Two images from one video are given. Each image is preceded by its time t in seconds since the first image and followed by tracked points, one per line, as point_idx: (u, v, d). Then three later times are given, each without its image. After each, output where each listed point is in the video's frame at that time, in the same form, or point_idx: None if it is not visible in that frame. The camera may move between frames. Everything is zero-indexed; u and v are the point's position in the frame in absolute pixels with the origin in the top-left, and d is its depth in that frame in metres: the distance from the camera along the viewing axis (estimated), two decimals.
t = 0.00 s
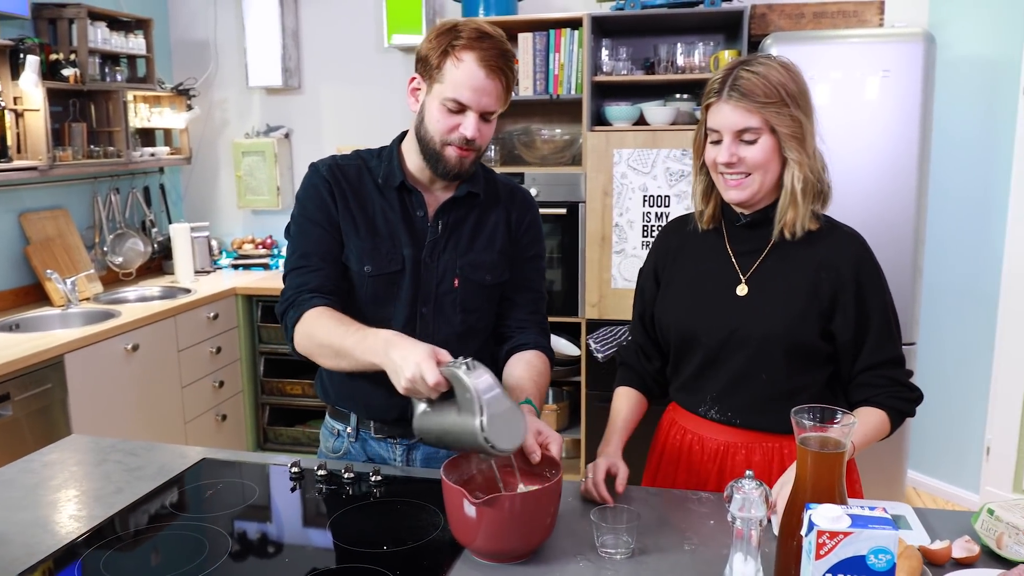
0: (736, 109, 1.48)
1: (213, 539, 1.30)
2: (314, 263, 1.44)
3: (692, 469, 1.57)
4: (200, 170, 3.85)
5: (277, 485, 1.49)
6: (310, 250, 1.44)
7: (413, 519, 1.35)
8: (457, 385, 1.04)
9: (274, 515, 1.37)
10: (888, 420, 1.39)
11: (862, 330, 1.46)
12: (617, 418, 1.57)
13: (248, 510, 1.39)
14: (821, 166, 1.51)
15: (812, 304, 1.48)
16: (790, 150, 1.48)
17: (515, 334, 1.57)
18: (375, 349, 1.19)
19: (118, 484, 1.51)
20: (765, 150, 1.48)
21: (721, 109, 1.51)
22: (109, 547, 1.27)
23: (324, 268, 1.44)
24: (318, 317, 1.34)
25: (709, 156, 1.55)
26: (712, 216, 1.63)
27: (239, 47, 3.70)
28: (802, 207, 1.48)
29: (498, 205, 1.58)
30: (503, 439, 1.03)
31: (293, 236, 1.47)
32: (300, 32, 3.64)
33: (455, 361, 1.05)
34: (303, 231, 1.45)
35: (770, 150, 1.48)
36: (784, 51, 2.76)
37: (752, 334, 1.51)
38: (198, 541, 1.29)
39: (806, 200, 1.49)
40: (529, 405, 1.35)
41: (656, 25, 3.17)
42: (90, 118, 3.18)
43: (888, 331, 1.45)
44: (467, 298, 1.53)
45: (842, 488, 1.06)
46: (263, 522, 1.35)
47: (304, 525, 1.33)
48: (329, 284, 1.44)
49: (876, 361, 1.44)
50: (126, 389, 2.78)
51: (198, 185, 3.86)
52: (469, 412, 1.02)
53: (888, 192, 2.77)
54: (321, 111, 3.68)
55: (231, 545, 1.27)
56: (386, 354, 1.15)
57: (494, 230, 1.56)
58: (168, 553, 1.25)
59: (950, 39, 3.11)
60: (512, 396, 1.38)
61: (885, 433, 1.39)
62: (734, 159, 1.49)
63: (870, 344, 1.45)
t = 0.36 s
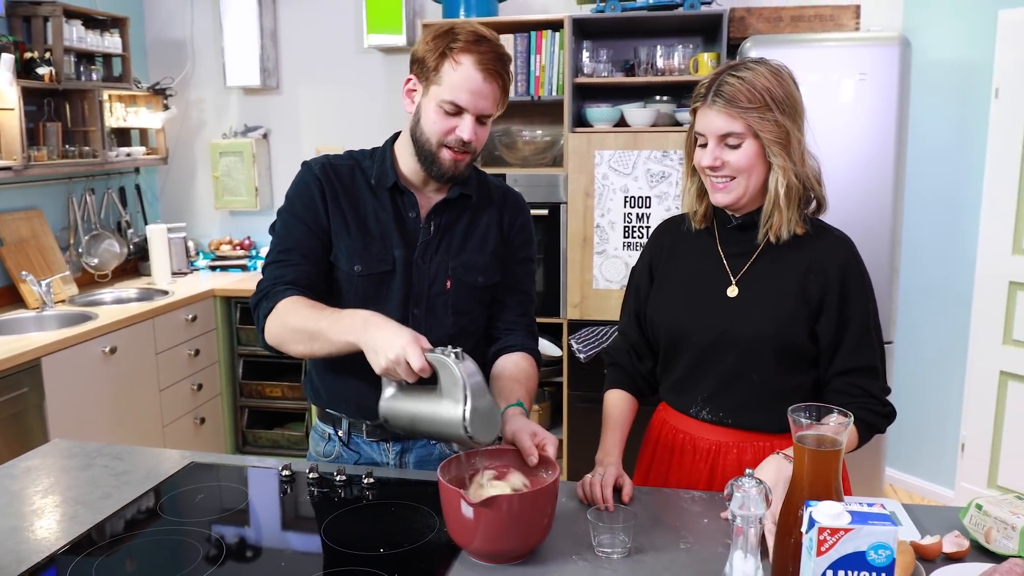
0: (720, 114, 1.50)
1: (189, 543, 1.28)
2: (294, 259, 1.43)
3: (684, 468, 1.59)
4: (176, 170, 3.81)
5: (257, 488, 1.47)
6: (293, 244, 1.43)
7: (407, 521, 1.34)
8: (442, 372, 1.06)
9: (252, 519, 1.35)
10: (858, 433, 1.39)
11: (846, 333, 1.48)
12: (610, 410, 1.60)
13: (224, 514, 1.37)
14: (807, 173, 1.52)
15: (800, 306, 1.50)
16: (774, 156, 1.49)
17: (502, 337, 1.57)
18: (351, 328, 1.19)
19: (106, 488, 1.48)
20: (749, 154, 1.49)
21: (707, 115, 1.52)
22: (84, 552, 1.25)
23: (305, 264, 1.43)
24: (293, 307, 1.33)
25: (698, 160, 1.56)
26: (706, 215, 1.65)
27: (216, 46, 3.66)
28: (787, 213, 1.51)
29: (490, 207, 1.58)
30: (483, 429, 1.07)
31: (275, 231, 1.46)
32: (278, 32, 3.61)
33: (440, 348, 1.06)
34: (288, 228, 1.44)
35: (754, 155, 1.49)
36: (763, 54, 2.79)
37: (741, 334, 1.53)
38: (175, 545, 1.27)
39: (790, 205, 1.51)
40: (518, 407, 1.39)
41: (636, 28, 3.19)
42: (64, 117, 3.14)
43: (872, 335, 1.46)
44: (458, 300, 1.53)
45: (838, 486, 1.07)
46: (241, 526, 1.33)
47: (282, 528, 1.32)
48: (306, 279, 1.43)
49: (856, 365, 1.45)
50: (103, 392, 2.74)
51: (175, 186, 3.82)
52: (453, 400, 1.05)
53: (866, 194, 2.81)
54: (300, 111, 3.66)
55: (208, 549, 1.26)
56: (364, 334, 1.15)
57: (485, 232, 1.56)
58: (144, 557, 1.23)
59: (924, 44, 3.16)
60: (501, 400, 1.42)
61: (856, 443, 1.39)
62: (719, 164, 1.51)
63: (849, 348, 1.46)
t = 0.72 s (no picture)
0: (719, 114, 1.51)
1: (180, 548, 1.26)
2: (302, 256, 1.42)
3: (684, 465, 1.60)
4: (162, 173, 3.78)
5: (250, 491, 1.46)
6: (300, 242, 1.43)
7: (412, 522, 1.34)
8: (456, 369, 1.05)
9: (243, 524, 1.34)
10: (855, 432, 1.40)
11: (845, 334, 1.49)
12: (609, 408, 1.62)
13: (215, 519, 1.36)
14: (805, 173, 1.54)
15: (799, 306, 1.52)
16: (772, 155, 1.50)
17: (504, 334, 1.58)
18: (365, 324, 1.17)
19: (106, 493, 1.47)
20: (747, 154, 1.51)
21: (707, 114, 1.53)
22: (73, 558, 1.23)
23: (313, 262, 1.43)
24: (303, 301, 1.31)
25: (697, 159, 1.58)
26: (704, 215, 1.66)
27: (202, 48, 3.64)
28: (785, 214, 1.52)
29: (491, 208, 1.58)
30: (497, 429, 1.06)
31: (281, 229, 1.45)
32: (265, 33, 3.60)
33: (456, 345, 1.06)
34: (293, 225, 1.43)
35: (752, 155, 1.51)
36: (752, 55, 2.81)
37: (742, 334, 1.54)
38: (164, 549, 1.26)
39: (788, 205, 1.52)
40: (525, 406, 1.40)
41: (625, 29, 3.21)
42: (49, 120, 3.11)
43: (871, 335, 1.48)
44: (460, 301, 1.54)
45: (844, 481, 1.08)
46: (232, 531, 1.32)
47: (274, 532, 1.31)
48: (316, 275, 1.42)
49: (854, 364, 1.46)
50: (92, 397, 2.71)
51: (161, 189, 3.80)
52: (466, 399, 1.04)
53: (854, 193, 2.84)
54: (287, 114, 3.65)
55: (199, 554, 1.24)
56: (377, 329, 1.14)
57: (487, 233, 1.57)
58: (134, 563, 1.22)
59: (910, 45, 3.20)
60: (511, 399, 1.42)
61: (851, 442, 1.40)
62: (717, 163, 1.52)
63: (846, 348, 1.48)
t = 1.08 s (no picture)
0: (722, 110, 1.51)
1: (180, 553, 1.25)
2: (322, 249, 1.41)
3: (692, 460, 1.61)
4: (157, 178, 3.77)
5: (256, 495, 1.46)
6: (320, 235, 1.42)
7: (423, 523, 1.34)
8: (485, 370, 1.03)
9: (244, 528, 1.33)
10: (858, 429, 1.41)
11: (850, 329, 1.49)
12: (617, 405, 1.62)
13: (216, 524, 1.35)
14: (808, 169, 1.54)
15: (804, 302, 1.52)
16: (776, 151, 1.50)
17: (514, 335, 1.57)
18: (390, 320, 1.17)
19: (114, 498, 1.46)
20: (751, 150, 1.51)
21: (710, 111, 1.53)
22: (73, 565, 1.22)
23: (332, 255, 1.42)
24: (325, 294, 1.31)
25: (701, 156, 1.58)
26: (707, 212, 1.67)
27: (195, 52, 3.63)
28: (788, 209, 1.53)
29: (500, 208, 1.59)
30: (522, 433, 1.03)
31: (297, 224, 1.44)
32: (259, 37, 3.59)
33: (487, 347, 1.03)
34: (312, 220, 1.43)
35: (755, 151, 1.51)
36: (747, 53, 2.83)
37: (747, 330, 1.55)
38: (165, 555, 1.25)
39: (791, 200, 1.53)
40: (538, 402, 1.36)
41: (620, 28, 3.22)
42: (44, 126, 3.10)
43: (876, 329, 1.48)
44: (468, 301, 1.54)
45: (858, 474, 1.08)
46: (232, 535, 1.31)
47: (274, 537, 1.30)
48: (334, 268, 1.41)
49: (858, 359, 1.47)
50: (92, 403, 2.70)
51: (157, 194, 3.79)
52: (493, 400, 1.02)
53: (851, 189, 2.85)
54: (282, 117, 3.64)
55: (199, 559, 1.23)
56: (404, 324, 1.14)
57: (495, 233, 1.57)
58: (135, 569, 1.21)
59: (903, 41, 3.22)
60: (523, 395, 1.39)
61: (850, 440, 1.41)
62: (721, 159, 1.53)
63: (851, 343, 1.48)
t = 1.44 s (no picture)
0: (724, 110, 1.52)
1: (176, 552, 1.25)
2: (330, 246, 1.42)
3: (693, 456, 1.61)
4: (153, 176, 3.76)
5: (256, 493, 1.45)
6: (327, 232, 1.42)
7: (426, 520, 1.34)
8: (495, 369, 1.04)
9: (239, 527, 1.33)
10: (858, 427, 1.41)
11: (852, 326, 1.50)
12: (618, 403, 1.62)
13: (212, 523, 1.34)
14: (809, 167, 1.55)
15: (807, 299, 1.53)
16: (778, 151, 1.51)
17: (518, 334, 1.58)
18: (398, 322, 1.18)
19: (117, 496, 1.46)
20: (753, 151, 1.52)
21: (712, 111, 1.54)
22: (67, 564, 1.21)
23: (339, 252, 1.42)
24: (330, 292, 1.31)
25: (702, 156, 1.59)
26: (708, 211, 1.68)
27: (191, 50, 3.62)
28: (790, 208, 1.53)
29: (506, 207, 1.59)
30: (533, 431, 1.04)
31: (304, 220, 1.45)
32: (255, 34, 3.58)
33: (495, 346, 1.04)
34: (318, 216, 1.43)
35: (757, 151, 1.52)
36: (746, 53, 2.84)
37: (749, 329, 1.55)
38: (160, 553, 1.24)
39: (794, 200, 1.54)
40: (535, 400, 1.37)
41: (617, 28, 3.22)
42: (40, 123, 3.08)
43: (878, 327, 1.49)
44: (473, 299, 1.54)
45: (863, 470, 1.09)
46: (227, 535, 1.30)
47: (270, 535, 1.29)
48: (343, 266, 1.42)
49: (857, 355, 1.47)
50: (89, 402, 2.69)
51: (153, 193, 3.78)
52: (504, 399, 1.03)
53: (847, 189, 2.86)
54: (279, 114, 3.63)
55: (195, 558, 1.23)
56: (412, 327, 1.14)
57: (502, 231, 1.57)
58: (132, 567, 1.20)
59: (900, 41, 3.23)
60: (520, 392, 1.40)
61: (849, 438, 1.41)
62: (723, 160, 1.53)
63: (852, 340, 1.49)
